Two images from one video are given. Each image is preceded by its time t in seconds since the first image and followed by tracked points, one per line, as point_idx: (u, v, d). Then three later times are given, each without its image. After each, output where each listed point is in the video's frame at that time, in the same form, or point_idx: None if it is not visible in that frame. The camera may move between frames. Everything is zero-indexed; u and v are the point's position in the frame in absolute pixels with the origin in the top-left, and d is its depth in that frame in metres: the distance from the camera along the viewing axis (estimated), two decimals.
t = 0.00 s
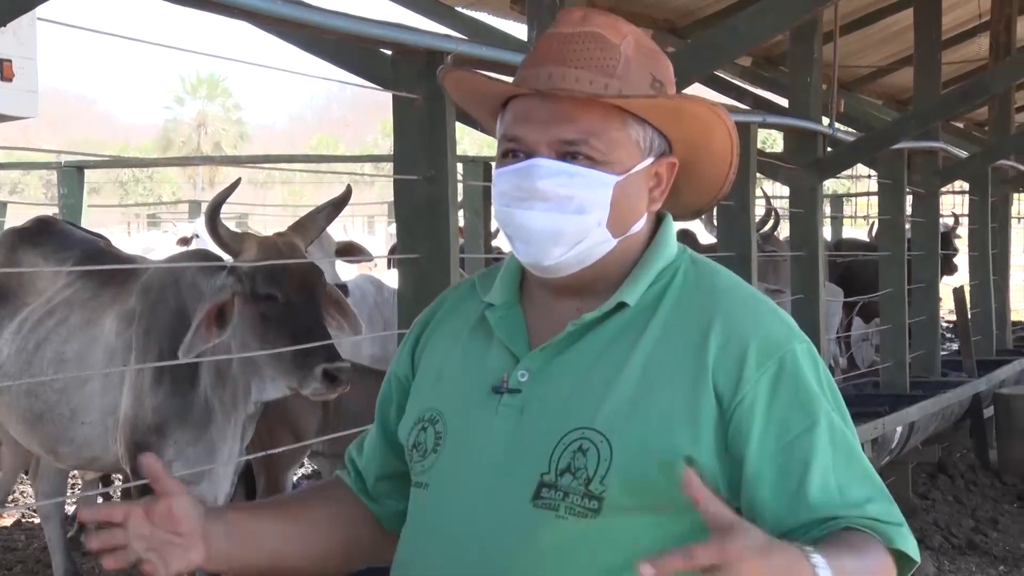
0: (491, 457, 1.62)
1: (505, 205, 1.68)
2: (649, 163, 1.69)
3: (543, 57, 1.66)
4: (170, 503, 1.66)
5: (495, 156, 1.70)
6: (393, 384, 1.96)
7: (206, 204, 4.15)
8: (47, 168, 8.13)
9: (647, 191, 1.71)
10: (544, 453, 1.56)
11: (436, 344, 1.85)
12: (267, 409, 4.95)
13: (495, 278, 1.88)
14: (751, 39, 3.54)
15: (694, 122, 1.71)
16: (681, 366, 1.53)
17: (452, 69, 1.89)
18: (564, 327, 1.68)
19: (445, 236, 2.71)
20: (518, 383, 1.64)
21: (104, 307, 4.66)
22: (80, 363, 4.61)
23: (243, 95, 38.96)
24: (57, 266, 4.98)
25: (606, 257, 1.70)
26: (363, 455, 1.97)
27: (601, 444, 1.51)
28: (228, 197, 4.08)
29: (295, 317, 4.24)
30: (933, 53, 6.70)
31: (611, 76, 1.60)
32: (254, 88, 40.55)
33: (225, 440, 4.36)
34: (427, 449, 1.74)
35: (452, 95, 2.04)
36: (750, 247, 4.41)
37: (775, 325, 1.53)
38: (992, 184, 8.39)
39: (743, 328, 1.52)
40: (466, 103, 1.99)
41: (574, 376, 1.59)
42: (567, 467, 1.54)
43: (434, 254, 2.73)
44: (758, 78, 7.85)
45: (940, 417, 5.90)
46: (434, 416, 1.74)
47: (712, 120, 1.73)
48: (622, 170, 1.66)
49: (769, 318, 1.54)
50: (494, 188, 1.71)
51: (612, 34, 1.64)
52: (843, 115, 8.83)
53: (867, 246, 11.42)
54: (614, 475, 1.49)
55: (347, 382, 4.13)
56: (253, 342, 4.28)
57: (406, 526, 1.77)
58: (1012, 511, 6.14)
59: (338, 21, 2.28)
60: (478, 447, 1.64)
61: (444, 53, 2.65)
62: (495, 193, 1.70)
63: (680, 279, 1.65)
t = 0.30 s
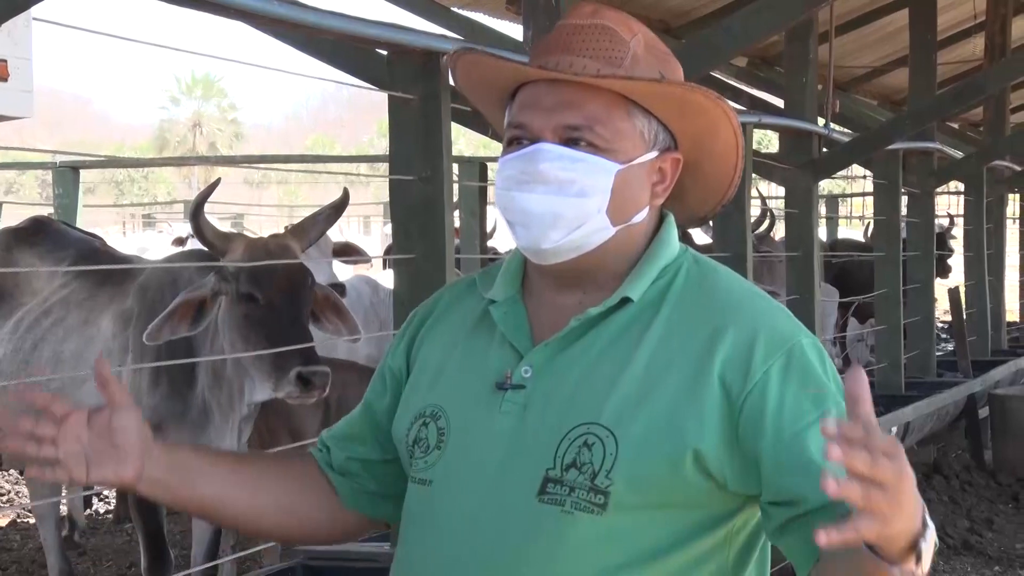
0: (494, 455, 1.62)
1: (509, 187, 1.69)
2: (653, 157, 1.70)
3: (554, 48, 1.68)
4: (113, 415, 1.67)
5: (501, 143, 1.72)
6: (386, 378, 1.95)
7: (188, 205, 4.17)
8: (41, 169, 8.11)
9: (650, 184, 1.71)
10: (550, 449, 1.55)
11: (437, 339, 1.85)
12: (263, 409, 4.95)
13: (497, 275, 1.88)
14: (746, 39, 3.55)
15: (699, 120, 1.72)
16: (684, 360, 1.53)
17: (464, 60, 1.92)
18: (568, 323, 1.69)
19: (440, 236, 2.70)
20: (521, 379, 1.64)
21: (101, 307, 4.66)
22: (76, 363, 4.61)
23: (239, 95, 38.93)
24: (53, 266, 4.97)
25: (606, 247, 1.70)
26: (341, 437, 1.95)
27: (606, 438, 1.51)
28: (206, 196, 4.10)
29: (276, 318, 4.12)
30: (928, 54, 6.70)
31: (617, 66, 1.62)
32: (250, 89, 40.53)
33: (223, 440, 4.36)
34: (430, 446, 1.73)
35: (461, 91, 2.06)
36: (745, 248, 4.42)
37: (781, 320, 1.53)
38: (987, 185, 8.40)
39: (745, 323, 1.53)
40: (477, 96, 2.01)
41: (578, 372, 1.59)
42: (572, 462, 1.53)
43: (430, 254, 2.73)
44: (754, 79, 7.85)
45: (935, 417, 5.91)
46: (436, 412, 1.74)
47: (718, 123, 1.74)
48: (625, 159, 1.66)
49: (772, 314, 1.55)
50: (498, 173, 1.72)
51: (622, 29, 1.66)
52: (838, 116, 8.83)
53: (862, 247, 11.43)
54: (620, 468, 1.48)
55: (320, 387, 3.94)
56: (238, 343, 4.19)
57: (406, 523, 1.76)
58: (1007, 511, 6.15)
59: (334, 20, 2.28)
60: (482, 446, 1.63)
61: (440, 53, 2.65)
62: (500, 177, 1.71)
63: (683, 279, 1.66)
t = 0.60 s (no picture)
0: (512, 460, 1.63)
1: (522, 224, 1.66)
2: (664, 173, 1.69)
3: (553, 78, 1.66)
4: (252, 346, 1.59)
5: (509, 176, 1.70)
6: (408, 378, 1.92)
7: (172, 203, 4.11)
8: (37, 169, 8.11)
9: (663, 199, 1.71)
10: (571, 454, 1.56)
11: (453, 345, 1.83)
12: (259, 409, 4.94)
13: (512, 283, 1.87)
14: (742, 40, 3.55)
15: (705, 131, 1.71)
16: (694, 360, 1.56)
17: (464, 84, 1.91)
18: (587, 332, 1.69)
19: (436, 235, 2.70)
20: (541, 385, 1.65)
21: (97, 307, 4.66)
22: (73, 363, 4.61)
23: (234, 95, 38.90)
24: (49, 267, 4.97)
25: (625, 267, 1.70)
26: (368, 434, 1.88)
27: (624, 441, 1.52)
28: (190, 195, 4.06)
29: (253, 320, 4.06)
30: (923, 54, 6.71)
31: (617, 94, 1.61)
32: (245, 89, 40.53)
33: (220, 441, 4.34)
34: (450, 452, 1.72)
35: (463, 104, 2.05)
36: (740, 249, 4.42)
37: (785, 323, 1.57)
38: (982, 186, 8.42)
39: (748, 331, 1.56)
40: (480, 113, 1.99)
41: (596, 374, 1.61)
42: (592, 466, 1.54)
43: (425, 253, 2.72)
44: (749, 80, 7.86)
45: (930, 417, 5.91)
46: (455, 417, 1.74)
47: (722, 128, 1.72)
48: (636, 182, 1.65)
49: (780, 321, 1.58)
50: (511, 207, 1.69)
51: (618, 47, 1.64)
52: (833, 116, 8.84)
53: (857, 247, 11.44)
54: (638, 469, 1.49)
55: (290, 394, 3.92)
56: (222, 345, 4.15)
57: (425, 530, 1.75)
58: (1002, 511, 6.16)
59: (328, 20, 2.28)
60: (500, 451, 1.64)
61: (434, 53, 2.65)
62: (513, 213, 1.68)
63: (698, 289, 1.67)
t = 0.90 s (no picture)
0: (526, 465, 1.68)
1: (520, 229, 1.68)
2: (658, 175, 1.66)
3: (547, 85, 1.66)
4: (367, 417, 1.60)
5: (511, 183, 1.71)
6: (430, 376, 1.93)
7: (144, 207, 4.15)
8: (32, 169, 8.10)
9: (660, 201, 1.68)
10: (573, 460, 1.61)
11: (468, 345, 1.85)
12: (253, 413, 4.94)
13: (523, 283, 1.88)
14: (738, 39, 3.55)
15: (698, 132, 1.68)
16: (680, 367, 1.58)
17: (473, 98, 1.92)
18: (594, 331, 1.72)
19: (431, 236, 2.70)
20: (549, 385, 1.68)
21: (94, 308, 4.66)
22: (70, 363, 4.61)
23: (228, 95, 38.86)
24: (45, 267, 4.97)
25: (621, 270, 1.69)
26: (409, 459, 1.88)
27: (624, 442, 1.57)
28: (161, 199, 4.10)
29: (223, 325, 4.00)
30: (917, 54, 6.72)
31: (607, 99, 1.60)
32: (240, 89, 40.50)
33: (217, 442, 4.33)
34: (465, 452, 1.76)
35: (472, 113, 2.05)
36: (735, 249, 4.42)
37: (776, 324, 1.57)
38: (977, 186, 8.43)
39: (740, 327, 1.57)
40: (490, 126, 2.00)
41: (594, 381, 1.63)
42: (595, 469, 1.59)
43: (420, 254, 2.72)
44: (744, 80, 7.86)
45: (925, 417, 5.91)
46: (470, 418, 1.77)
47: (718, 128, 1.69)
48: (628, 187, 1.63)
49: (774, 319, 1.58)
50: (512, 213, 1.71)
51: (610, 53, 1.63)
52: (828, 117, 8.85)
53: (852, 248, 11.45)
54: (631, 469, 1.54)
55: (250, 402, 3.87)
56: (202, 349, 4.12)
57: (437, 527, 1.82)
58: (997, 511, 6.17)
59: (323, 21, 2.28)
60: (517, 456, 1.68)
61: (429, 53, 2.65)
62: (514, 218, 1.70)
63: (702, 284, 1.68)
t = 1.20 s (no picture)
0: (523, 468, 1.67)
1: (505, 226, 1.69)
2: (635, 172, 1.65)
3: (528, 83, 1.67)
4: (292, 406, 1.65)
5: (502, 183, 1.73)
6: (427, 383, 1.97)
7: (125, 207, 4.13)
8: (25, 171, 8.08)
9: (639, 198, 1.66)
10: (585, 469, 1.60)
11: (467, 349, 1.86)
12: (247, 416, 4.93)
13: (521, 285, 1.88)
14: (732, 40, 3.55)
15: (675, 129, 1.65)
16: (703, 383, 1.56)
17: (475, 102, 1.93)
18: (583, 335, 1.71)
19: (425, 238, 2.70)
20: (542, 389, 1.67)
21: (89, 309, 4.65)
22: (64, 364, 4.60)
23: (222, 96, 38.83)
24: (40, 268, 4.97)
25: (600, 267, 1.67)
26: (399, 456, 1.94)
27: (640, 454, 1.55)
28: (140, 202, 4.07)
29: (199, 328, 4.00)
30: (911, 55, 6.74)
31: (580, 96, 1.60)
32: (234, 90, 40.48)
33: (209, 444, 4.32)
34: (457, 451, 1.77)
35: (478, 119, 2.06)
36: (729, 249, 4.43)
37: (784, 328, 1.55)
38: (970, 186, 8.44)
39: (751, 337, 1.55)
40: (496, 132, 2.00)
41: (611, 395, 1.61)
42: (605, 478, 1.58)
43: (414, 255, 2.72)
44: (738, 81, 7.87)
45: (919, 418, 5.90)
46: (464, 419, 1.77)
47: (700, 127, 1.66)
48: (600, 183, 1.63)
49: (779, 322, 1.56)
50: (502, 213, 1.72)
51: (591, 51, 1.63)
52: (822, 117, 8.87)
53: (846, 249, 11.47)
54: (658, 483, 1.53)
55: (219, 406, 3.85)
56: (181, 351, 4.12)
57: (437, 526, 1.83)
58: (992, 512, 6.18)
59: (317, 22, 2.28)
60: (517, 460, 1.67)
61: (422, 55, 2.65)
62: (502, 217, 1.71)
63: (694, 285, 1.67)
